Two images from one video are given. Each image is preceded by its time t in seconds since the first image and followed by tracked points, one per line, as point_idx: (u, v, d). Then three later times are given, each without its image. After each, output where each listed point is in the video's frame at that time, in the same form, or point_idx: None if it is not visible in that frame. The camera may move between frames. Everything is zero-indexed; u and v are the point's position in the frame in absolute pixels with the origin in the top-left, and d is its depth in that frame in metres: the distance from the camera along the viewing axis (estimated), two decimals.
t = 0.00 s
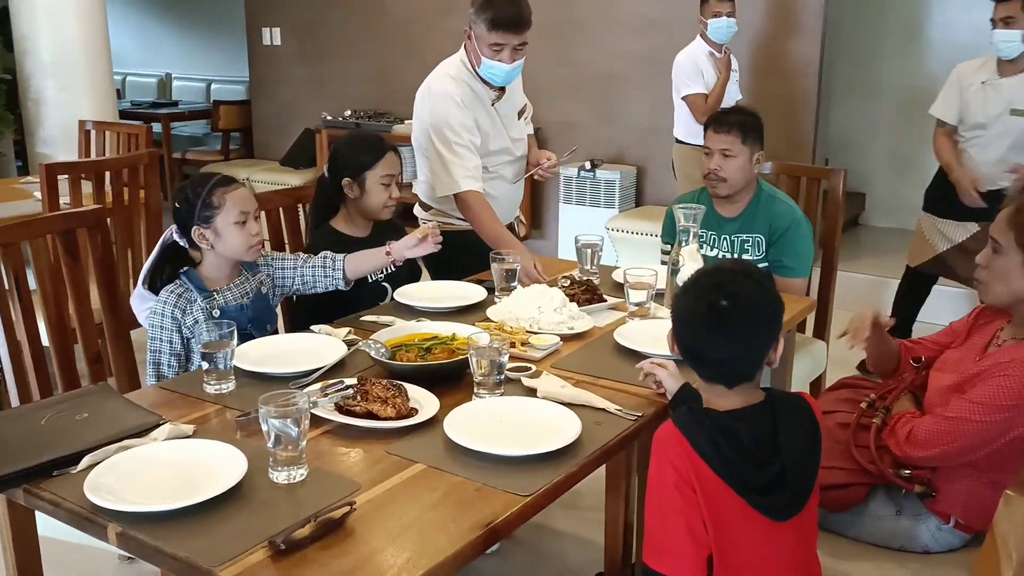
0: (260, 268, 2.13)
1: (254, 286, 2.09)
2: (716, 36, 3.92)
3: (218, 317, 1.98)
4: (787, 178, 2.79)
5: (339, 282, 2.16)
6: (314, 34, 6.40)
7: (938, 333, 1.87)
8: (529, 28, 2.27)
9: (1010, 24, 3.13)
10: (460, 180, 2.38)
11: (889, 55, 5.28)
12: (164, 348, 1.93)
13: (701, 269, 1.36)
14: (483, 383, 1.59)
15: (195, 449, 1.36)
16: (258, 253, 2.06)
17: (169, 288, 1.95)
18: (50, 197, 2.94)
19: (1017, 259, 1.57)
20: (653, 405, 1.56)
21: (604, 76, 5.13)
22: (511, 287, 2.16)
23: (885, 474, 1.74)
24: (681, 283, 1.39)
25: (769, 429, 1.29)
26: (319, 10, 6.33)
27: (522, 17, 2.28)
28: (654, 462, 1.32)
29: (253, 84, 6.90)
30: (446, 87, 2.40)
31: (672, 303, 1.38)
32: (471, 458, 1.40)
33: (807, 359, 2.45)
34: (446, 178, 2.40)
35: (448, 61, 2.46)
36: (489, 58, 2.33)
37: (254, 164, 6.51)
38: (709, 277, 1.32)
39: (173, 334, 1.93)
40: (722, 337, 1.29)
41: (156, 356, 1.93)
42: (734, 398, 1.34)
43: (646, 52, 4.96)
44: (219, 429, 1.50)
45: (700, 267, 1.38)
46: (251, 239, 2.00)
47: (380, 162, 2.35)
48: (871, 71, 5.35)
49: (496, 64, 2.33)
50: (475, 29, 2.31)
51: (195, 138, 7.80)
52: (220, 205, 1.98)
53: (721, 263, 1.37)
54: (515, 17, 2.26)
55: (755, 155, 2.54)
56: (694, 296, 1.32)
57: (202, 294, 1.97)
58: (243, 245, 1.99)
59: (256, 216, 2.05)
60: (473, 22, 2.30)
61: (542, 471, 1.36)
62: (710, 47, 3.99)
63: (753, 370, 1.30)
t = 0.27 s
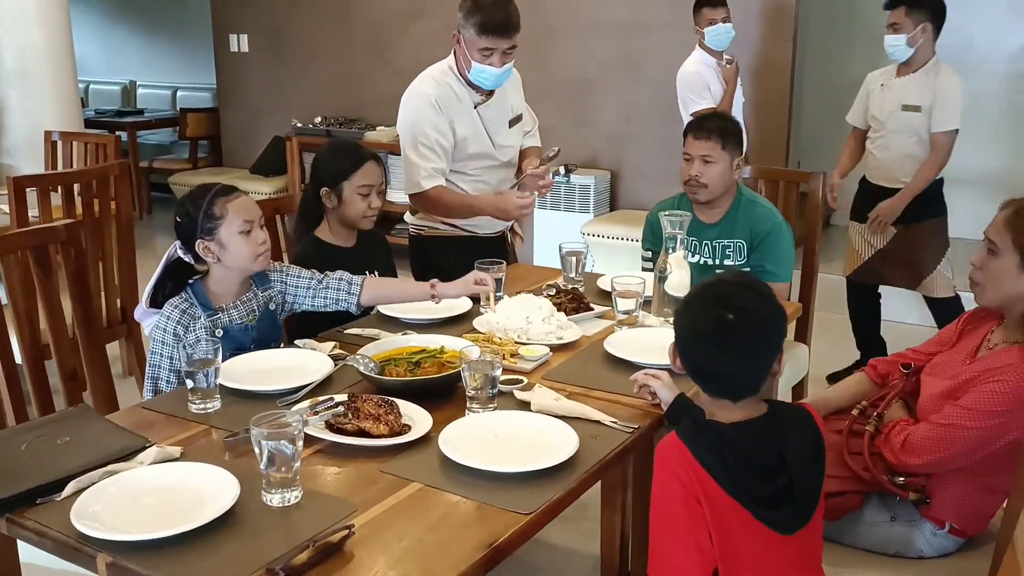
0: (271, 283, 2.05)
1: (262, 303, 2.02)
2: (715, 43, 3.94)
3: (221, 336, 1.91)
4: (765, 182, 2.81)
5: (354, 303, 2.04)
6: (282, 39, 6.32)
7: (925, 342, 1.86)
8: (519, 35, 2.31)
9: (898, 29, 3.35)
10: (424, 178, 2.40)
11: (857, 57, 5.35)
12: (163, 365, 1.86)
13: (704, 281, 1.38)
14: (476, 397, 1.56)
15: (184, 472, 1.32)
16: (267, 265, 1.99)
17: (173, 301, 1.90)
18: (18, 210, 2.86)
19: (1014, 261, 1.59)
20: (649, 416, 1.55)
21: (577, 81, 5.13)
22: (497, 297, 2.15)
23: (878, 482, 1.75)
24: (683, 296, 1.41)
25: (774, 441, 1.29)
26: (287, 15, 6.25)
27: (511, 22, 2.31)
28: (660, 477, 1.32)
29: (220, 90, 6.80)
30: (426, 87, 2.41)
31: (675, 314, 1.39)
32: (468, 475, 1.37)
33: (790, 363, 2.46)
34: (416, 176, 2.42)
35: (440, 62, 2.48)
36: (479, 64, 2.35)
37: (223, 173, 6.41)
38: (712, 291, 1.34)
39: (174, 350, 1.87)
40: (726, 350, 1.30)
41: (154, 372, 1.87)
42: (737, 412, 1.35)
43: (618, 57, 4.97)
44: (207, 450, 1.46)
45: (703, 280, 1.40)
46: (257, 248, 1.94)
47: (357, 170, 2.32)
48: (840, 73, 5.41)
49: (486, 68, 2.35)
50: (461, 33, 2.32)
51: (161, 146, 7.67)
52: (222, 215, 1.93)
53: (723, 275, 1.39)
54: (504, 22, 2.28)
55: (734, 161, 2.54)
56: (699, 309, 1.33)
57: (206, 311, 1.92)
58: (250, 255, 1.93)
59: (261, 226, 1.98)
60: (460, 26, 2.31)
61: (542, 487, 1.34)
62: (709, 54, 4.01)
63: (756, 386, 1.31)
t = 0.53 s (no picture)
0: (282, 290, 2.00)
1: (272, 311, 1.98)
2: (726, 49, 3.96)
3: (229, 347, 1.88)
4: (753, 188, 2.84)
5: (363, 313, 2.02)
6: (260, 47, 6.27)
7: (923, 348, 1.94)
8: (509, 39, 2.32)
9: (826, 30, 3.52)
10: (407, 173, 2.46)
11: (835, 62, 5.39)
12: (172, 373, 1.87)
13: (706, 291, 1.38)
14: (474, 412, 1.55)
15: (179, 496, 1.28)
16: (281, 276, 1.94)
17: (183, 308, 1.87)
18: None
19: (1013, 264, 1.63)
20: (649, 429, 1.56)
21: (557, 88, 5.13)
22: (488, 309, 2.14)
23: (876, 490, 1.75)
24: (686, 306, 1.41)
25: (778, 452, 1.28)
26: (265, 23, 6.20)
27: (502, 27, 2.33)
28: (662, 485, 1.31)
29: (197, 100, 6.73)
30: (421, 88, 2.48)
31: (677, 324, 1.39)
32: (469, 493, 1.35)
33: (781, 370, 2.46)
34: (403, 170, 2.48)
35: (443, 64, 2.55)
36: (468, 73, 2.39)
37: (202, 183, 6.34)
38: (716, 302, 1.34)
39: (182, 360, 1.86)
40: (727, 364, 1.30)
41: (163, 378, 1.88)
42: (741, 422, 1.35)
43: (598, 64, 4.98)
44: (200, 471, 1.42)
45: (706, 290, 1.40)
46: (274, 261, 1.88)
47: (340, 188, 2.30)
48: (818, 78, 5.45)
49: (477, 72, 2.38)
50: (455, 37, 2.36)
51: (137, 157, 7.58)
52: (241, 225, 1.87)
53: (726, 286, 1.39)
54: (494, 27, 2.31)
55: (721, 168, 2.55)
56: (702, 322, 1.33)
57: (216, 319, 1.89)
58: (265, 267, 1.87)
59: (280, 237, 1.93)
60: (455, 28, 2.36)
61: (546, 504, 1.32)
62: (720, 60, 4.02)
63: (758, 399, 1.31)
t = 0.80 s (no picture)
0: (283, 300, 1.98)
1: (270, 321, 1.96)
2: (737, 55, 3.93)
3: (225, 355, 1.87)
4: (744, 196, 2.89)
5: (362, 325, 2.00)
6: (247, 55, 6.25)
7: (920, 354, 1.94)
8: (507, 45, 2.31)
9: (771, 38, 3.59)
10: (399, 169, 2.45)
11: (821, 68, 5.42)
12: (168, 379, 1.85)
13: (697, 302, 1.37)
14: (470, 422, 1.54)
15: (172, 511, 1.27)
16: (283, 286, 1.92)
17: (182, 315, 1.85)
18: None
19: (1008, 269, 1.65)
20: (646, 437, 1.55)
21: (546, 94, 5.14)
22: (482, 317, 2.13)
23: (872, 498, 1.75)
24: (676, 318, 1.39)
25: (775, 463, 1.28)
26: (252, 30, 6.18)
27: (500, 35, 2.33)
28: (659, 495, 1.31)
29: (184, 107, 6.70)
30: (419, 88, 2.50)
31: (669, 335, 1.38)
32: (465, 504, 1.34)
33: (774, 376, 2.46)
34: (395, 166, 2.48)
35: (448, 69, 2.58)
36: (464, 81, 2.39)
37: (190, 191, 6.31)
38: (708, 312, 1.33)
39: (178, 367, 1.85)
40: (726, 373, 1.29)
41: (157, 384, 1.87)
42: (739, 433, 1.34)
43: (587, 70, 4.98)
44: (194, 485, 1.41)
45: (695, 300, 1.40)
46: (277, 273, 1.86)
47: (326, 197, 2.29)
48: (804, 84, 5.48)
49: (473, 78, 2.38)
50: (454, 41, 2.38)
51: (124, 165, 7.54)
52: (247, 234, 1.85)
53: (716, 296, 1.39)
54: (490, 33, 2.30)
55: (714, 174, 2.55)
56: (699, 334, 1.32)
57: (214, 329, 1.87)
58: (268, 278, 1.86)
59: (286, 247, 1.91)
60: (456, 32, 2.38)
61: (542, 514, 1.31)
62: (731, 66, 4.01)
63: (756, 406, 1.31)
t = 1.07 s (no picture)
0: (283, 308, 1.98)
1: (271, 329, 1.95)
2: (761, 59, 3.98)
3: (225, 363, 1.86)
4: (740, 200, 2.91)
5: (364, 335, 1.99)
6: (241, 59, 6.24)
7: (918, 357, 1.95)
8: (506, 51, 2.29)
9: (702, 39, 3.72)
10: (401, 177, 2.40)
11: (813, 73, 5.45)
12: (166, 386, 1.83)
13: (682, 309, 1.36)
14: (470, 427, 1.53)
15: (171, 517, 1.26)
16: (284, 294, 1.92)
17: (183, 321, 1.84)
18: None
19: (1002, 273, 1.66)
20: (645, 442, 1.56)
21: (541, 98, 5.14)
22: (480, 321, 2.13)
23: (873, 501, 1.75)
24: (672, 326, 1.35)
25: (777, 468, 1.28)
26: (246, 35, 6.18)
27: (497, 40, 2.30)
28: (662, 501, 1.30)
29: (178, 113, 6.69)
30: (419, 97, 2.48)
31: (662, 347, 1.37)
32: (467, 509, 1.34)
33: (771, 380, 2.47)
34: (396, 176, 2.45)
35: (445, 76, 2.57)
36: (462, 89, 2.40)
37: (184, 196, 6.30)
38: (697, 318, 1.33)
39: (176, 374, 1.83)
40: (733, 376, 1.29)
41: (155, 391, 1.85)
42: (739, 438, 1.34)
43: (582, 74, 4.99)
44: (192, 490, 1.40)
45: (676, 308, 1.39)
46: (278, 279, 1.86)
47: (322, 200, 2.29)
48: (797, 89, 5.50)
49: (471, 84, 2.37)
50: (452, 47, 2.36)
51: (118, 171, 7.52)
52: (250, 240, 1.84)
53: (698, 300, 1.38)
54: (489, 38, 2.28)
55: (711, 179, 2.56)
56: (714, 341, 1.30)
57: (214, 336, 1.87)
58: (269, 285, 1.85)
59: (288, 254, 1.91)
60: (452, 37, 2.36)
61: (544, 520, 1.31)
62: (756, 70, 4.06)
63: (762, 405, 1.32)
